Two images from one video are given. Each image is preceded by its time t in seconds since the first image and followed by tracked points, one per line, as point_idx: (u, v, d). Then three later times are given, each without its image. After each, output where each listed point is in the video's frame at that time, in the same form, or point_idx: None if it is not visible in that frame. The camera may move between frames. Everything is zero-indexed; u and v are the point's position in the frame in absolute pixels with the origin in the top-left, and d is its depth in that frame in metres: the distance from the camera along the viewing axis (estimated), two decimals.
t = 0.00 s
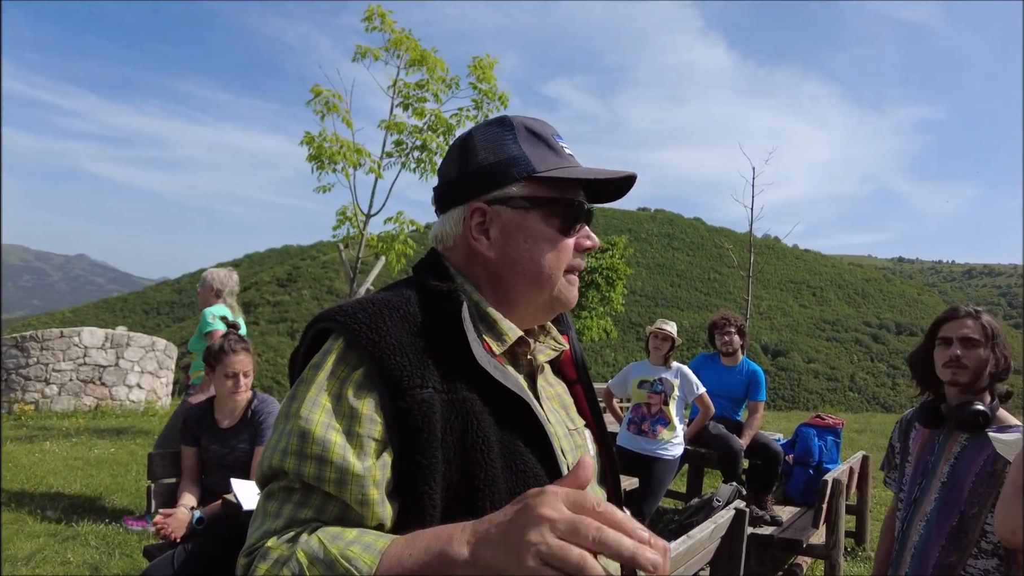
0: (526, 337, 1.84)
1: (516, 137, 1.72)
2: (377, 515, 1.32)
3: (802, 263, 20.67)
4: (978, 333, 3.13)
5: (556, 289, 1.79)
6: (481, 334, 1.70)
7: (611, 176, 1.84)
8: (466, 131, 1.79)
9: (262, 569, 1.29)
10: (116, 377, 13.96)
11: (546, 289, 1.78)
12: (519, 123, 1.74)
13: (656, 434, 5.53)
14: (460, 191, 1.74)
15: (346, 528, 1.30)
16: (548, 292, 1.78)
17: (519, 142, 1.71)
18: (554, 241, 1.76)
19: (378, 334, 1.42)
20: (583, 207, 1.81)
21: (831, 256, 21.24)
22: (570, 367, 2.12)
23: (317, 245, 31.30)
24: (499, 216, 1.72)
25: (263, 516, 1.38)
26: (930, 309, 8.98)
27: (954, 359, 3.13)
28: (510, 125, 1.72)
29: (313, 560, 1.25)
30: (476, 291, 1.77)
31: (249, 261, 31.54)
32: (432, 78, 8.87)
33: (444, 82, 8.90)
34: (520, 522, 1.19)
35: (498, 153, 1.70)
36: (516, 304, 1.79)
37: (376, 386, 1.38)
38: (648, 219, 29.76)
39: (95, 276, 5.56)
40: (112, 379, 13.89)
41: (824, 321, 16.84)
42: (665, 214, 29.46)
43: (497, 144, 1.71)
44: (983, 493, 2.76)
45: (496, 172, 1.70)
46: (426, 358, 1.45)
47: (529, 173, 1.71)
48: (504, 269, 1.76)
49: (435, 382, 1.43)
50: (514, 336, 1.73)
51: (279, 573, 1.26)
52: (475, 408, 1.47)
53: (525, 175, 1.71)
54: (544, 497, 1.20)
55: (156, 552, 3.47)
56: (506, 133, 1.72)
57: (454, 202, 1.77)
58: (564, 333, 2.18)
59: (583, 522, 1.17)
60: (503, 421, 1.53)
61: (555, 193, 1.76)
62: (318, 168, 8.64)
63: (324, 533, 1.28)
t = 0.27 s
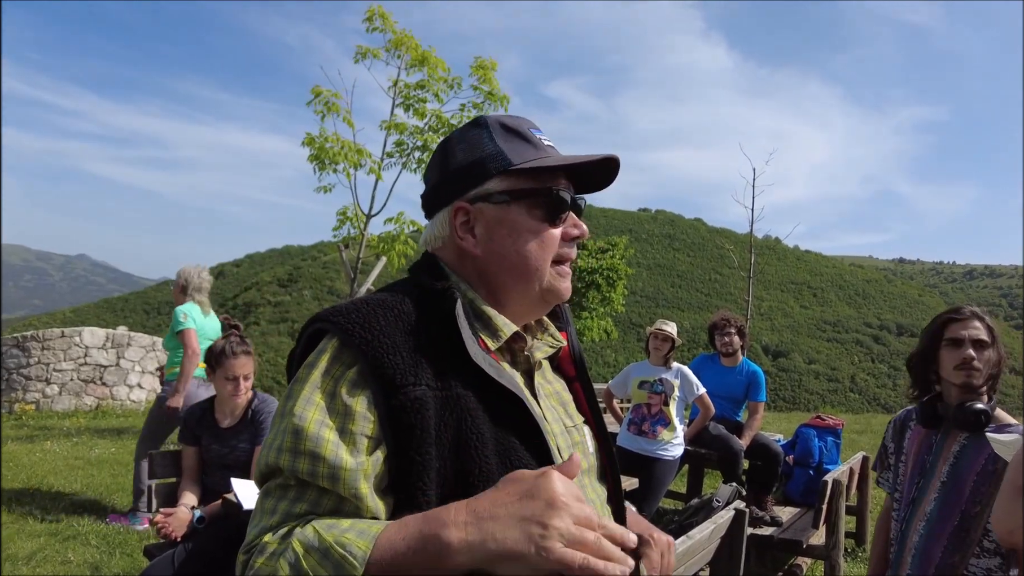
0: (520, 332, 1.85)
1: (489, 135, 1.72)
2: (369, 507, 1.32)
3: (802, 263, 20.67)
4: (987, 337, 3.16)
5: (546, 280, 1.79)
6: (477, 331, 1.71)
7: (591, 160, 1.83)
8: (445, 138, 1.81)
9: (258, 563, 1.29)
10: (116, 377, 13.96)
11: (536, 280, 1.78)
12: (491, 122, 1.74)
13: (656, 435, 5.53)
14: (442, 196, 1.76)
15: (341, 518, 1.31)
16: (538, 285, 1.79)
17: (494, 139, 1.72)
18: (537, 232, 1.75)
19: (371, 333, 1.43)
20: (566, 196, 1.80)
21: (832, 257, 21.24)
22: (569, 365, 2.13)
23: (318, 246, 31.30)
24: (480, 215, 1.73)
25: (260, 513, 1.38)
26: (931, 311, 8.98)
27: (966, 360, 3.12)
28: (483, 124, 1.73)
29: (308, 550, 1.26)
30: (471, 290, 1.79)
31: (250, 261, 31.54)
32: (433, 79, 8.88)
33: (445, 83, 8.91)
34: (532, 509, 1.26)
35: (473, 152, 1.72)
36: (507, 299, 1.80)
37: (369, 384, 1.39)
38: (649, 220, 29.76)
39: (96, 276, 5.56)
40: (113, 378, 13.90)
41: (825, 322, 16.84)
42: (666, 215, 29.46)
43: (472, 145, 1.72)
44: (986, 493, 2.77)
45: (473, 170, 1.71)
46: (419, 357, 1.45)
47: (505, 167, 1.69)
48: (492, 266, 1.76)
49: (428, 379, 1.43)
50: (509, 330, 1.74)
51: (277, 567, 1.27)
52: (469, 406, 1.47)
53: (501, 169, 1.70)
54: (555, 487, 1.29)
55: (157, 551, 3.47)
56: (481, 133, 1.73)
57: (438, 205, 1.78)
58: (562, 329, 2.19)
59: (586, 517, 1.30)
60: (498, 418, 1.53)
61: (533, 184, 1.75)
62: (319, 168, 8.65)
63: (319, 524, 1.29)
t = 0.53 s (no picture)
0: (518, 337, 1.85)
1: (502, 143, 1.73)
2: (362, 495, 1.33)
3: (802, 264, 20.67)
4: (990, 342, 3.17)
5: (549, 289, 1.81)
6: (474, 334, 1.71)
7: (599, 173, 1.85)
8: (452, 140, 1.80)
9: (251, 559, 1.32)
10: (116, 377, 13.97)
11: (539, 289, 1.79)
12: (504, 129, 1.75)
13: (656, 436, 5.54)
14: (450, 199, 1.75)
15: (331, 507, 1.32)
16: (542, 293, 1.80)
17: (504, 146, 1.73)
18: (544, 241, 1.77)
19: (369, 335, 1.43)
20: (573, 207, 1.83)
21: (832, 258, 21.24)
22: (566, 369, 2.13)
23: (318, 246, 31.31)
24: (490, 221, 1.73)
25: (255, 512, 1.40)
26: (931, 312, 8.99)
27: (965, 362, 3.14)
28: (496, 131, 1.74)
29: (299, 539, 1.27)
30: (468, 293, 1.79)
31: (250, 261, 31.56)
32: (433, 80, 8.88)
33: (445, 84, 8.91)
34: (511, 459, 1.23)
35: (484, 159, 1.71)
36: (509, 305, 1.81)
37: (367, 385, 1.40)
38: (649, 221, 29.82)
39: (97, 277, 5.57)
40: (113, 379, 13.91)
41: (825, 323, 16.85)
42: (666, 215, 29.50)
43: (484, 150, 1.72)
44: (983, 496, 2.78)
45: (483, 176, 1.71)
46: (417, 358, 1.46)
47: (516, 177, 1.72)
48: (497, 272, 1.77)
49: (426, 381, 1.44)
50: (507, 335, 1.75)
51: (270, 560, 1.28)
52: (466, 408, 1.48)
53: (512, 178, 1.72)
54: (532, 435, 1.24)
55: (156, 552, 3.47)
56: (495, 139, 1.73)
57: (445, 209, 1.77)
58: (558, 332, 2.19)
59: (564, 453, 1.28)
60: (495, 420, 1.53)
61: (543, 195, 1.77)
62: (319, 169, 8.65)
63: (307, 512, 1.29)
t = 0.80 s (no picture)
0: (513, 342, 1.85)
1: (512, 148, 1.74)
2: (356, 507, 1.34)
3: (802, 266, 20.67)
4: (979, 346, 3.15)
5: (551, 297, 1.82)
6: (471, 340, 1.72)
7: (604, 186, 1.87)
8: (461, 142, 1.79)
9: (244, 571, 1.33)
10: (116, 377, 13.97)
11: (542, 297, 1.80)
12: (514, 135, 1.76)
13: (655, 439, 5.54)
14: (457, 202, 1.74)
15: (324, 519, 1.33)
16: (544, 300, 1.81)
17: (514, 152, 1.74)
18: (550, 250, 1.78)
19: (366, 338, 1.44)
20: (578, 217, 1.85)
21: (832, 260, 21.25)
22: (560, 374, 2.13)
23: (318, 247, 31.30)
24: (498, 227, 1.74)
25: (247, 517, 1.41)
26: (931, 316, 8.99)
27: (952, 368, 3.15)
28: (506, 137, 1.74)
29: (291, 555, 1.28)
30: (467, 298, 1.79)
31: (250, 262, 31.54)
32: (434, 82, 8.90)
33: (446, 86, 8.92)
34: (521, 508, 1.22)
35: (493, 164, 1.72)
36: (509, 310, 1.81)
37: (363, 389, 1.40)
38: (649, 223, 29.84)
39: (97, 277, 5.57)
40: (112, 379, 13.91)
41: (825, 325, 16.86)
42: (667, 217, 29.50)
43: (493, 155, 1.72)
44: (982, 501, 2.77)
45: (492, 183, 1.71)
46: (414, 363, 1.46)
47: (526, 184, 1.73)
48: (500, 277, 1.77)
49: (423, 386, 1.44)
50: (502, 342, 1.76)
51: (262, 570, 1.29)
52: (462, 413, 1.48)
53: (522, 186, 1.73)
54: (538, 479, 1.21)
55: (155, 553, 3.46)
56: (506, 145, 1.74)
57: (449, 211, 1.76)
58: (552, 338, 2.19)
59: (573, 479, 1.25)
60: (490, 425, 1.54)
61: (550, 204, 1.78)
62: (319, 170, 8.65)
63: (301, 527, 1.30)
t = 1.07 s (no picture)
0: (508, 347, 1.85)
1: (507, 147, 1.73)
2: (357, 522, 1.34)
3: (802, 269, 20.69)
4: (933, 341, 3.22)
5: (544, 298, 1.82)
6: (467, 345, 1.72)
7: (600, 187, 1.87)
8: (456, 139, 1.79)
9: None
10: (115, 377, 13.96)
11: (534, 298, 1.80)
12: (509, 133, 1.75)
13: (654, 440, 5.53)
14: (451, 201, 1.74)
15: (325, 538, 1.32)
16: (537, 302, 1.81)
17: (509, 151, 1.73)
18: (543, 251, 1.79)
19: (363, 345, 1.44)
20: (573, 218, 1.85)
21: (833, 263, 21.26)
22: (551, 378, 2.14)
23: (318, 248, 31.30)
24: (491, 228, 1.74)
25: (241, 529, 1.40)
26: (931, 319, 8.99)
27: (918, 367, 3.27)
28: (500, 135, 1.73)
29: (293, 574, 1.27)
30: (461, 299, 1.79)
31: (250, 262, 31.53)
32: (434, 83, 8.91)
33: (446, 87, 8.93)
34: (529, 553, 1.24)
35: (488, 163, 1.71)
36: (502, 312, 1.82)
37: (361, 397, 1.40)
38: (649, 225, 29.85)
39: (96, 277, 5.57)
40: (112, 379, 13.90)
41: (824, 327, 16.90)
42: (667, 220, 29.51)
43: (487, 154, 1.72)
44: (978, 503, 2.77)
45: (487, 182, 1.71)
46: (411, 370, 1.46)
47: (520, 184, 1.72)
48: (493, 278, 1.77)
49: (420, 395, 1.44)
50: (499, 348, 1.76)
51: None
52: (458, 421, 1.48)
53: (516, 186, 1.73)
54: (553, 532, 1.23)
55: (153, 553, 3.46)
56: (500, 144, 1.73)
57: (443, 210, 1.77)
58: (542, 342, 2.19)
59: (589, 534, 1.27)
60: (484, 433, 1.54)
61: (545, 204, 1.78)
62: (319, 170, 8.66)
63: (303, 546, 1.29)
